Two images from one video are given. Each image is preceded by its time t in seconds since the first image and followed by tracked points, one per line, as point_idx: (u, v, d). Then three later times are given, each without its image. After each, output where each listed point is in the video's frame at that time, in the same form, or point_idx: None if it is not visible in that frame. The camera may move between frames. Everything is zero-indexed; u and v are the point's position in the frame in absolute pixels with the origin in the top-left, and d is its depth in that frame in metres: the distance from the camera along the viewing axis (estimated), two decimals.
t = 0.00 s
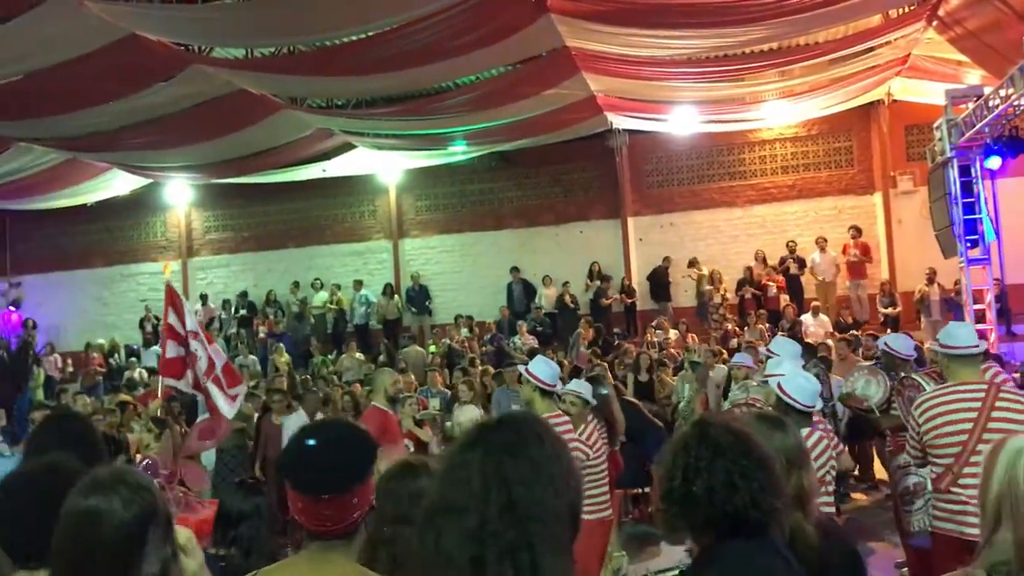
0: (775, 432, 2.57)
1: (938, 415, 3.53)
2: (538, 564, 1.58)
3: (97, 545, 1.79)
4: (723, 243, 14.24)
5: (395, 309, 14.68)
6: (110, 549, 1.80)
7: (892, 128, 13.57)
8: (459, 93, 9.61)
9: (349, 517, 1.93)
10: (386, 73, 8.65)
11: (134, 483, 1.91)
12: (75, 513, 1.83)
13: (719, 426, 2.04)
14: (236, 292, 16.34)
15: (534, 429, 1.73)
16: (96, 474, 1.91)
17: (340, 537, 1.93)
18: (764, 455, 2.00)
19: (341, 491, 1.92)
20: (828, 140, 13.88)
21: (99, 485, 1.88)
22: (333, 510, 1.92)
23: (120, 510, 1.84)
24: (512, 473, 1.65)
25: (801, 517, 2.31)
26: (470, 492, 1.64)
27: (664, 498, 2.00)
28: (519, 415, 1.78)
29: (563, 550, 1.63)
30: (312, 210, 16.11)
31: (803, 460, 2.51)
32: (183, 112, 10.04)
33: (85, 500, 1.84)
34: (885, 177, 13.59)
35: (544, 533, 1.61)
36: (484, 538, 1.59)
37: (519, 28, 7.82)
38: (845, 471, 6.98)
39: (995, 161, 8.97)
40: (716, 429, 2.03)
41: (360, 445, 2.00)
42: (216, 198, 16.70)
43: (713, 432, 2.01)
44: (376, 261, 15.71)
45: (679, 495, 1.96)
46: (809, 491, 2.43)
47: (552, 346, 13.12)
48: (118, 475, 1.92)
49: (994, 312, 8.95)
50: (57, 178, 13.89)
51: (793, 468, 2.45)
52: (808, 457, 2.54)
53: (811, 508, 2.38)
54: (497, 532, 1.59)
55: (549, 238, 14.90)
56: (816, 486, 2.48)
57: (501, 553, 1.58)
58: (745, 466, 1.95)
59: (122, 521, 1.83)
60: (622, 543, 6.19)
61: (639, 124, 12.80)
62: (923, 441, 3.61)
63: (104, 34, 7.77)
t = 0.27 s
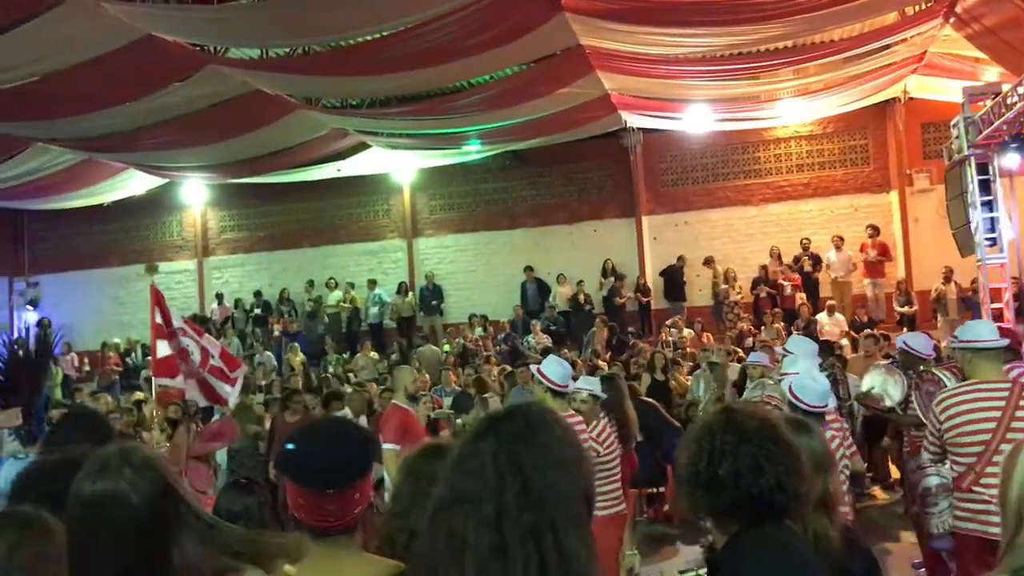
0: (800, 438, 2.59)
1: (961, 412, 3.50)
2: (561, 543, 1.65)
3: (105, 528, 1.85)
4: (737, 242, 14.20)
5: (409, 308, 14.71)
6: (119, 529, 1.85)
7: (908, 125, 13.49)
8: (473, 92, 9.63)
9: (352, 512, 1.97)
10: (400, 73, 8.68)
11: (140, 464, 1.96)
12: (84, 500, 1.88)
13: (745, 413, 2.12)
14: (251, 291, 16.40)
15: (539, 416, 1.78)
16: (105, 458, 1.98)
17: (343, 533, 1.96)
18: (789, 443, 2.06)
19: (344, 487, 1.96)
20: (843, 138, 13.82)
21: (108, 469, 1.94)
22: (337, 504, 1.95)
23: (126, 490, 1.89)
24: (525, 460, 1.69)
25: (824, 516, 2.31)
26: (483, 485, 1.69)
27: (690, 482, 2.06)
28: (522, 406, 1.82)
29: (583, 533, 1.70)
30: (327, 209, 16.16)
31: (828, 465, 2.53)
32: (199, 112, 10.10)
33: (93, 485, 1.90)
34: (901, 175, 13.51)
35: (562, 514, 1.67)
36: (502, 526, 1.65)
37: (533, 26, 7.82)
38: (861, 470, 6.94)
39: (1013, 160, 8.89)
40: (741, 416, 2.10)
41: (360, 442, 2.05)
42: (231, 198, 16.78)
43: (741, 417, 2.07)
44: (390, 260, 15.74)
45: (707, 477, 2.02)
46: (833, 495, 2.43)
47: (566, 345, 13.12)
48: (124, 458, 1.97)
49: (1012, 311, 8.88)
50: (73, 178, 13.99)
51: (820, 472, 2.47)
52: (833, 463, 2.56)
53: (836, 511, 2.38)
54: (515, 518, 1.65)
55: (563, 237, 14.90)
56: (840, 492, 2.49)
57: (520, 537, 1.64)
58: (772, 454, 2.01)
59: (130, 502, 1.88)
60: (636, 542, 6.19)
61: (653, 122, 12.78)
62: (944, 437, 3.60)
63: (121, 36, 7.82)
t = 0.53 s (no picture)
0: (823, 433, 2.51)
1: (991, 412, 3.48)
2: (570, 547, 1.63)
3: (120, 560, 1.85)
4: (752, 240, 14.14)
5: (423, 307, 14.72)
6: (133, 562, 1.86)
7: (924, 122, 13.40)
8: (486, 90, 9.62)
9: (381, 511, 1.95)
10: (412, 72, 8.68)
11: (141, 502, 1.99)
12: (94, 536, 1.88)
13: (766, 416, 2.11)
14: (265, 290, 16.46)
15: (529, 429, 1.74)
16: (106, 499, 1.99)
17: (371, 532, 1.93)
18: (808, 446, 2.05)
19: (373, 485, 1.94)
20: (858, 135, 13.74)
21: (111, 509, 1.95)
22: (366, 502, 1.93)
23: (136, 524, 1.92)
24: (530, 466, 1.66)
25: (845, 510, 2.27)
26: (485, 497, 1.63)
27: (707, 485, 2.06)
28: (508, 423, 1.77)
29: (587, 540, 1.67)
30: (340, 208, 16.19)
31: (848, 454, 2.45)
32: (212, 112, 10.14)
33: (99, 523, 1.91)
34: (916, 173, 13.41)
35: (568, 518, 1.65)
36: (509, 535, 1.60)
37: (545, 24, 7.80)
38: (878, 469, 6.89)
39: None
40: (763, 419, 2.09)
41: (391, 439, 2.03)
42: (245, 197, 16.84)
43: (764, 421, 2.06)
44: (404, 258, 15.76)
45: (725, 478, 2.02)
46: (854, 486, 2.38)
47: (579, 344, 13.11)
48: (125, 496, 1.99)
49: None
50: (89, 178, 14.07)
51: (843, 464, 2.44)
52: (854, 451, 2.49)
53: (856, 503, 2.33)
54: (522, 526, 1.61)
55: (576, 235, 14.88)
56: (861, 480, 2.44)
57: (531, 542, 1.60)
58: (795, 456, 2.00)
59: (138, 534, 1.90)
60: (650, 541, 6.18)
61: (666, 120, 12.74)
62: (973, 437, 3.57)
63: (135, 36, 7.86)
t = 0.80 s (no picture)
0: (841, 434, 2.56)
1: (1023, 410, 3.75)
2: (593, 532, 1.55)
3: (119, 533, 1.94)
4: (765, 237, 14.09)
5: (435, 305, 14.74)
6: (131, 535, 1.94)
7: (938, 119, 13.32)
8: (498, 88, 9.62)
9: (389, 516, 1.96)
10: (424, 70, 8.68)
11: (154, 475, 2.05)
12: (99, 507, 1.99)
13: (766, 419, 2.10)
14: (278, 288, 16.51)
15: (531, 419, 1.67)
16: (120, 470, 2.07)
17: (378, 536, 1.96)
18: (810, 445, 2.03)
19: (381, 490, 1.95)
20: (872, 132, 13.68)
21: (122, 480, 2.03)
22: (374, 509, 1.94)
23: (138, 500, 1.98)
24: (540, 452, 1.59)
25: (875, 523, 2.42)
26: (497, 488, 1.55)
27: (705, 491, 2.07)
28: (507, 417, 1.71)
29: (608, 526, 1.59)
30: (353, 206, 16.23)
31: (874, 460, 2.56)
32: (225, 111, 10.18)
33: (106, 495, 2.00)
34: (930, 170, 13.35)
35: (586, 500, 1.57)
36: (530, 523, 1.52)
37: (558, 22, 7.79)
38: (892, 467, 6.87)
39: None
40: (763, 423, 2.09)
41: (398, 442, 2.03)
42: (258, 196, 16.91)
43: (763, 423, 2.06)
44: (416, 256, 15.77)
45: (721, 480, 2.02)
46: (881, 496, 2.50)
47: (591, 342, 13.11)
48: (139, 468, 2.06)
49: None
50: (103, 176, 14.16)
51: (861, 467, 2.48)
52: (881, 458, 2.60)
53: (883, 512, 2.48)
54: (539, 513, 1.53)
55: (588, 233, 14.86)
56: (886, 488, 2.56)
57: (553, 528, 1.52)
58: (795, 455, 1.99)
59: (140, 509, 1.97)
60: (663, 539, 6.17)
61: (678, 117, 12.72)
62: (1004, 436, 3.82)
63: (151, 35, 7.91)
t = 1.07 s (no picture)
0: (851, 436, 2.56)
1: None
2: (609, 523, 1.55)
3: (153, 522, 2.03)
4: (777, 235, 14.05)
5: (447, 303, 14.76)
6: (163, 525, 2.03)
7: (953, 116, 13.25)
8: (510, 86, 9.62)
9: (406, 512, 1.97)
10: (437, 68, 8.69)
11: (179, 465, 2.14)
12: (128, 497, 2.05)
13: (748, 413, 2.10)
14: (290, 286, 16.56)
15: (540, 417, 1.66)
16: (145, 459, 2.14)
17: (394, 532, 1.97)
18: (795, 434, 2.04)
19: (399, 486, 1.96)
20: (886, 129, 13.61)
21: (148, 470, 2.11)
22: (392, 504, 1.95)
23: (170, 489, 2.07)
24: (555, 445, 1.59)
25: (882, 521, 2.42)
26: (515, 483, 1.54)
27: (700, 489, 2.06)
28: (517, 415, 1.69)
29: (625, 519, 1.59)
30: (365, 204, 16.26)
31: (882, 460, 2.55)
32: (239, 109, 10.21)
33: (135, 485, 2.07)
34: (945, 167, 13.27)
35: (601, 493, 1.57)
36: (548, 514, 1.52)
37: (571, 20, 7.79)
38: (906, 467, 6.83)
39: None
40: (746, 417, 2.08)
41: (414, 440, 2.05)
42: (271, 194, 16.95)
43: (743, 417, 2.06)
44: (428, 254, 15.79)
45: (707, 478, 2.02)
46: (887, 494, 2.50)
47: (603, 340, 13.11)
48: (164, 458, 2.14)
49: None
50: (117, 174, 14.23)
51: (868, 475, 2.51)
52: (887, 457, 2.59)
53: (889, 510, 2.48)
54: (558, 506, 1.52)
55: (600, 231, 14.85)
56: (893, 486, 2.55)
57: (571, 518, 1.52)
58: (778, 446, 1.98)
59: (172, 498, 2.06)
60: (675, 537, 6.17)
61: (691, 115, 12.69)
62: None
63: (164, 34, 7.95)
